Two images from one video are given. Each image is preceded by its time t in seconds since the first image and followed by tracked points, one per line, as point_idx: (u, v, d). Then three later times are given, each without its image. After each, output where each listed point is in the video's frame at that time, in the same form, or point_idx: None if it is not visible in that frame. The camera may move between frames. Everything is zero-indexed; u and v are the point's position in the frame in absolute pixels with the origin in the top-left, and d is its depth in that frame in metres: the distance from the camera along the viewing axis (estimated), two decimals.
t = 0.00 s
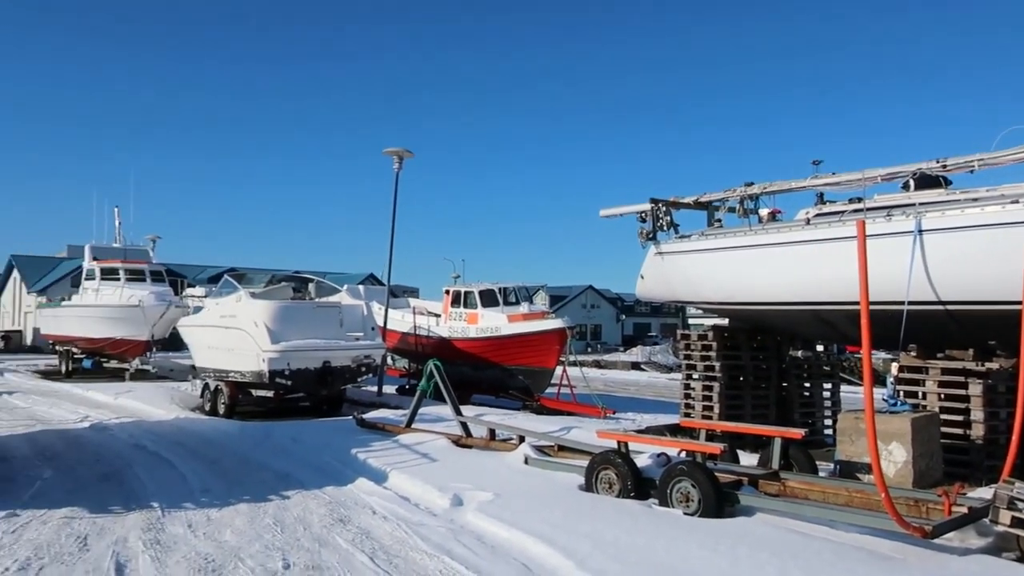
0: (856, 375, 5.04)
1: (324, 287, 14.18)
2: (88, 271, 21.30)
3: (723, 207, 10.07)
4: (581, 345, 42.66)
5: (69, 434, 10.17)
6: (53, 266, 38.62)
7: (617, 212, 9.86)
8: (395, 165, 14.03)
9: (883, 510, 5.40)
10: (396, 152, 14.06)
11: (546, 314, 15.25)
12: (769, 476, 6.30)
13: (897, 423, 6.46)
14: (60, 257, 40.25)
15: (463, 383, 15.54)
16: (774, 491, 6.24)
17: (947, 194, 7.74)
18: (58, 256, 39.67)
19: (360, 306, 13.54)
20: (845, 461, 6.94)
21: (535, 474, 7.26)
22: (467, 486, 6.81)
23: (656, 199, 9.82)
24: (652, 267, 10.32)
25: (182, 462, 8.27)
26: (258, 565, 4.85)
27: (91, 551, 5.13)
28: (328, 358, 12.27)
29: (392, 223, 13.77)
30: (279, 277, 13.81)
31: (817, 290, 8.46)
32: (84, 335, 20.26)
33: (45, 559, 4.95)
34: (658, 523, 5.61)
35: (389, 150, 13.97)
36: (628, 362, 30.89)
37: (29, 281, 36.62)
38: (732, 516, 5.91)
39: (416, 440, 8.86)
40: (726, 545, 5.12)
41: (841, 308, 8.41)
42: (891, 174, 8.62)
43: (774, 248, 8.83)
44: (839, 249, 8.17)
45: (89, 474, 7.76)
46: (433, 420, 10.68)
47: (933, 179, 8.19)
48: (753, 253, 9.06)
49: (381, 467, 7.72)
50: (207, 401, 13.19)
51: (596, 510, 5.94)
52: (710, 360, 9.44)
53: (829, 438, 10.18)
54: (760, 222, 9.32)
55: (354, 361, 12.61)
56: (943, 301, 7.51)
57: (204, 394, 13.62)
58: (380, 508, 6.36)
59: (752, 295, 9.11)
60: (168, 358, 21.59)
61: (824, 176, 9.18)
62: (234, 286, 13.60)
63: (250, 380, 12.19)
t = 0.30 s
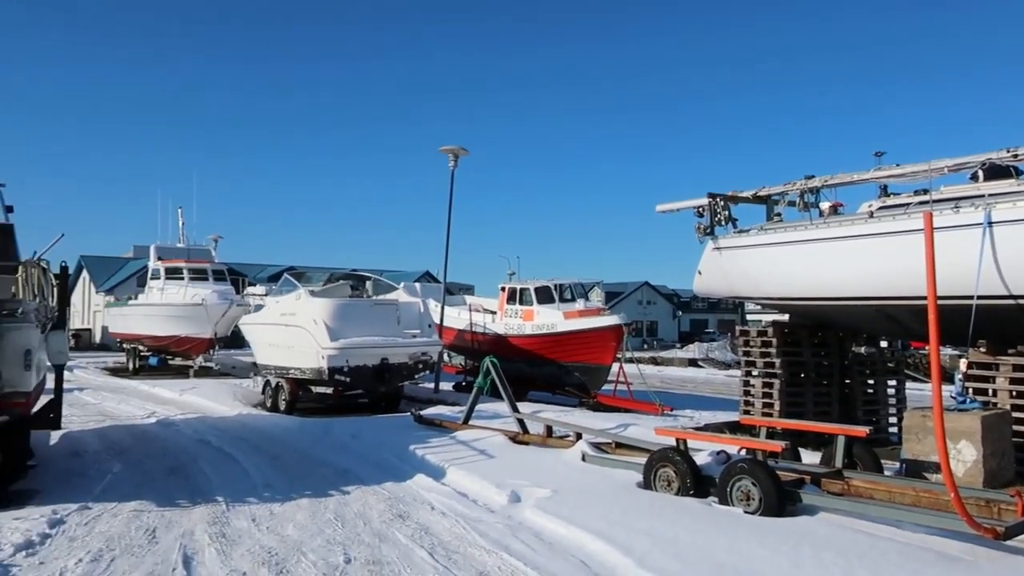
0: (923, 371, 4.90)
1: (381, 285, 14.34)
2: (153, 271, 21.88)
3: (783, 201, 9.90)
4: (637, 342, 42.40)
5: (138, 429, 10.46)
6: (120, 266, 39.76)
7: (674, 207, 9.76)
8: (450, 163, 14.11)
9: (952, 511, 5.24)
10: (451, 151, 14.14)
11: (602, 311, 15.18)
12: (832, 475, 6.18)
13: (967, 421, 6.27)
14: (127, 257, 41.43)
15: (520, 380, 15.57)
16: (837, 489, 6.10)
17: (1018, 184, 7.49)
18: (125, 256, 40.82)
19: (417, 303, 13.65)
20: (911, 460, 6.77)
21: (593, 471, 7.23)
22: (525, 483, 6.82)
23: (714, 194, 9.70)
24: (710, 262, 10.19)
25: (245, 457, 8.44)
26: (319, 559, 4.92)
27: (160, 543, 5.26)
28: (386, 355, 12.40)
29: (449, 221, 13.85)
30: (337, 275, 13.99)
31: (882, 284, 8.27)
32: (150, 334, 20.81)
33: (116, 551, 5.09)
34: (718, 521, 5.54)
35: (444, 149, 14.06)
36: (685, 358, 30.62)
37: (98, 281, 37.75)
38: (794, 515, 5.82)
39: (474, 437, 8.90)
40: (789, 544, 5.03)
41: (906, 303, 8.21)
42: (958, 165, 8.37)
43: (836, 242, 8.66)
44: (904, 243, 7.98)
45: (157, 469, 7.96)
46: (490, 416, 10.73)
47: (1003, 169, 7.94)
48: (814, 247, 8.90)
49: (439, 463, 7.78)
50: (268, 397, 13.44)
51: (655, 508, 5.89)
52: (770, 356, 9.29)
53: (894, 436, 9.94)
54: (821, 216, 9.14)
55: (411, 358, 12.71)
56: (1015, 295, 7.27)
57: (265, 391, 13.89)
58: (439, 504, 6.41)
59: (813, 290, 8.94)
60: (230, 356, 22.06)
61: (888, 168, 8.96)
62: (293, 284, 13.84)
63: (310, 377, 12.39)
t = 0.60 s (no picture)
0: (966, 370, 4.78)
1: (415, 283, 14.41)
2: (191, 269, 22.17)
3: (820, 197, 9.78)
4: (671, 339, 42.16)
5: (177, 426, 10.61)
6: (159, 265, 40.37)
7: (708, 204, 9.68)
8: (483, 162, 14.14)
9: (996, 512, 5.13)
10: (485, 149, 14.16)
11: (636, 308, 15.11)
12: (871, 474, 6.06)
13: (1010, 420, 6.16)
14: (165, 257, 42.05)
15: (553, 378, 15.56)
16: (876, 489, 5.99)
17: None
18: (163, 255, 41.41)
19: (451, 301, 13.65)
20: (952, 459, 6.66)
21: (627, 469, 7.21)
22: (559, 480, 6.82)
23: (749, 190, 9.59)
24: (745, 259, 10.10)
25: (281, 454, 8.53)
26: (355, 555, 4.96)
27: (199, 539, 5.33)
28: (420, 353, 12.46)
29: (482, 219, 13.88)
30: (371, 274, 14.13)
31: (922, 281, 8.14)
32: (188, 332, 21.04)
33: (157, 545, 5.17)
34: (754, 519, 5.50)
35: (478, 147, 14.08)
36: (720, 356, 30.39)
37: (137, 280, 38.34)
38: (832, 514, 5.75)
39: (507, 434, 8.92)
40: (826, 544, 4.97)
41: (947, 300, 8.08)
42: (1001, 159, 8.21)
43: (875, 238, 8.55)
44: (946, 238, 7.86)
45: (195, 465, 8.07)
46: (524, 414, 10.73)
47: None
48: (852, 243, 8.79)
49: (473, 460, 7.80)
50: (304, 395, 13.57)
51: (690, 506, 5.86)
52: (806, 354, 9.20)
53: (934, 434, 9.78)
54: (859, 212, 9.02)
55: (445, 355, 12.75)
56: None
57: (300, 388, 14.02)
58: (473, 501, 6.42)
59: (851, 287, 8.83)
60: (266, 353, 22.30)
61: (927, 163, 8.81)
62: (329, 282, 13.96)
63: (344, 374, 12.48)
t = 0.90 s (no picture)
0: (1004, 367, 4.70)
1: (443, 280, 14.44)
2: (222, 267, 22.39)
3: (852, 192, 9.66)
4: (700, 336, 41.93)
5: (209, 422, 10.73)
6: (190, 263, 40.83)
7: (739, 199, 9.61)
8: (511, 159, 14.13)
9: None
10: (513, 146, 14.16)
11: (665, 305, 15.06)
12: (906, 472, 5.99)
13: None
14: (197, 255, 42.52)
15: (582, 375, 15.54)
16: (911, 487, 5.91)
17: None
18: (195, 253, 41.87)
19: (479, 298, 13.66)
20: (989, 458, 6.56)
21: (658, 466, 7.18)
22: (589, 477, 6.80)
23: (780, 185, 9.50)
24: (776, 255, 10.01)
25: (312, 450, 8.60)
26: (387, 551, 4.98)
27: (232, 534, 5.38)
28: (449, 350, 12.48)
29: (511, 215, 13.89)
30: (399, 272, 14.21)
31: (957, 277, 8.02)
32: (219, 329, 21.27)
33: (191, 540, 5.23)
34: (787, 518, 5.45)
35: (505, 144, 14.08)
36: (750, 353, 30.16)
37: (169, 278, 38.80)
38: (866, 513, 5.69)
39: (536, 431, 8.91)
40: (860, 543, 4.92)
41: (983, 296, 7.95)
42: None
43: (909, 233, 8.44)
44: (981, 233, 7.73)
45: (227, 461, 8.16)
46: (553, 411, 10.73)
47: None
48: (885, 239, 8.68)
49: (502, 457, 7.81)
50: (334, 391, 13.66)
51: (721, 503, 5.82)
52: (838, 351, 9.10)
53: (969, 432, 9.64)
54: (892, 207, 8.90)
55: (474, 352, 12.77)
56: None
57: (330, 385, 14.11)
58: (503, 498, 6.43)
59: (884, 283, 8.72)
60: (297, 350, 22.47)
61: (963, 157, 8.68)
62: (358, 279, 14.04)
63: (374, 371, 12.55)
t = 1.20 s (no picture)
0: None
1: (466, 278, 14.47)
2: (246, 265, 22.54)
3: (877, 188, 9.57)
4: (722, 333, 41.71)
5: (233, 419, 10.82)
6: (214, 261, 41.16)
7: (762, 197, 9.54)
8: (534, 156, 14.12)
9: None
10: (535, 143, 14.15)
11: (687, 303, 15.02)
12: (933, 472, 5.93)
13: None
14: (220, 253, 42.85)
15: (604, 373, 15.52)
16: (938, 487, 5.84)
17: None
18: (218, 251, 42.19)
19: (501, 296, 13.65)
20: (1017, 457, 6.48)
21: (681, 464, 7.16)
22: (612, 476, 6.79)
23: (804, 182, 9.43)
24: (800, 252, 9.95)
25: (335, 447, 8.65)
26: (410, 548, 5.00)
27: (257, 530, 5.43)
28: (470, 348, 12.49)
29: (532, 213, 13.90)
30: (422, 270, 14.25)
31: (985, 274, 7.92)
32: (242, 327, 21.43)
33: (217, 536, 5.28)
34: (812, 517, 5.42)
35: (528, 142, 14.08)
36: (772, 351, 29.98)
37: (193, 276, 39.14)
38: (892, 512, 5.64)
39: (559, 429, 8.91)
40: (887, 543, 4.88)
41: (1012, 294, 7.85)
42: None
43: (935, 230, 8.35)
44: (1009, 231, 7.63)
45: (252, 457, 8.22)
46: (575, 408, 10.72)
47: None
48: (910, 236, 8.60)
49: (525, 454, 7.81)
50: (357, 388, 13.73)
51: (746, 503, 5.79)
52: (863, 349, 9.01)
53: (997, 431, 9.55)
54: (918, 204, 8.81)
55: (496, 350, 12.78)
56: None
57: (353, 382, 14.18)
58: (526, 495, 6.44)
59: (909, 281, 8.63)
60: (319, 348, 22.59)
61: (990, 153, 8.57)
62: (380, 278, 14.10)
63: (396, 368, 12.60)
